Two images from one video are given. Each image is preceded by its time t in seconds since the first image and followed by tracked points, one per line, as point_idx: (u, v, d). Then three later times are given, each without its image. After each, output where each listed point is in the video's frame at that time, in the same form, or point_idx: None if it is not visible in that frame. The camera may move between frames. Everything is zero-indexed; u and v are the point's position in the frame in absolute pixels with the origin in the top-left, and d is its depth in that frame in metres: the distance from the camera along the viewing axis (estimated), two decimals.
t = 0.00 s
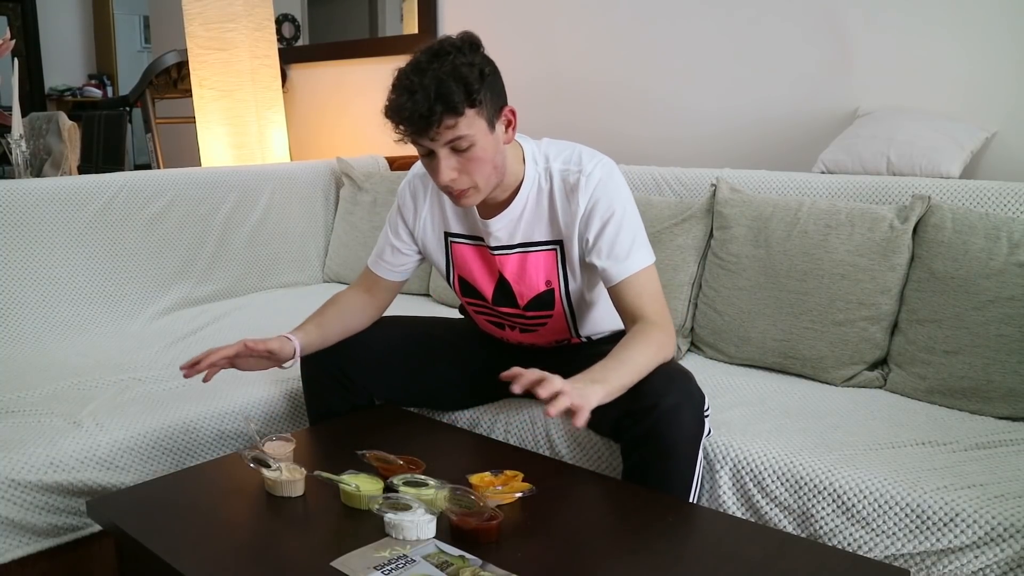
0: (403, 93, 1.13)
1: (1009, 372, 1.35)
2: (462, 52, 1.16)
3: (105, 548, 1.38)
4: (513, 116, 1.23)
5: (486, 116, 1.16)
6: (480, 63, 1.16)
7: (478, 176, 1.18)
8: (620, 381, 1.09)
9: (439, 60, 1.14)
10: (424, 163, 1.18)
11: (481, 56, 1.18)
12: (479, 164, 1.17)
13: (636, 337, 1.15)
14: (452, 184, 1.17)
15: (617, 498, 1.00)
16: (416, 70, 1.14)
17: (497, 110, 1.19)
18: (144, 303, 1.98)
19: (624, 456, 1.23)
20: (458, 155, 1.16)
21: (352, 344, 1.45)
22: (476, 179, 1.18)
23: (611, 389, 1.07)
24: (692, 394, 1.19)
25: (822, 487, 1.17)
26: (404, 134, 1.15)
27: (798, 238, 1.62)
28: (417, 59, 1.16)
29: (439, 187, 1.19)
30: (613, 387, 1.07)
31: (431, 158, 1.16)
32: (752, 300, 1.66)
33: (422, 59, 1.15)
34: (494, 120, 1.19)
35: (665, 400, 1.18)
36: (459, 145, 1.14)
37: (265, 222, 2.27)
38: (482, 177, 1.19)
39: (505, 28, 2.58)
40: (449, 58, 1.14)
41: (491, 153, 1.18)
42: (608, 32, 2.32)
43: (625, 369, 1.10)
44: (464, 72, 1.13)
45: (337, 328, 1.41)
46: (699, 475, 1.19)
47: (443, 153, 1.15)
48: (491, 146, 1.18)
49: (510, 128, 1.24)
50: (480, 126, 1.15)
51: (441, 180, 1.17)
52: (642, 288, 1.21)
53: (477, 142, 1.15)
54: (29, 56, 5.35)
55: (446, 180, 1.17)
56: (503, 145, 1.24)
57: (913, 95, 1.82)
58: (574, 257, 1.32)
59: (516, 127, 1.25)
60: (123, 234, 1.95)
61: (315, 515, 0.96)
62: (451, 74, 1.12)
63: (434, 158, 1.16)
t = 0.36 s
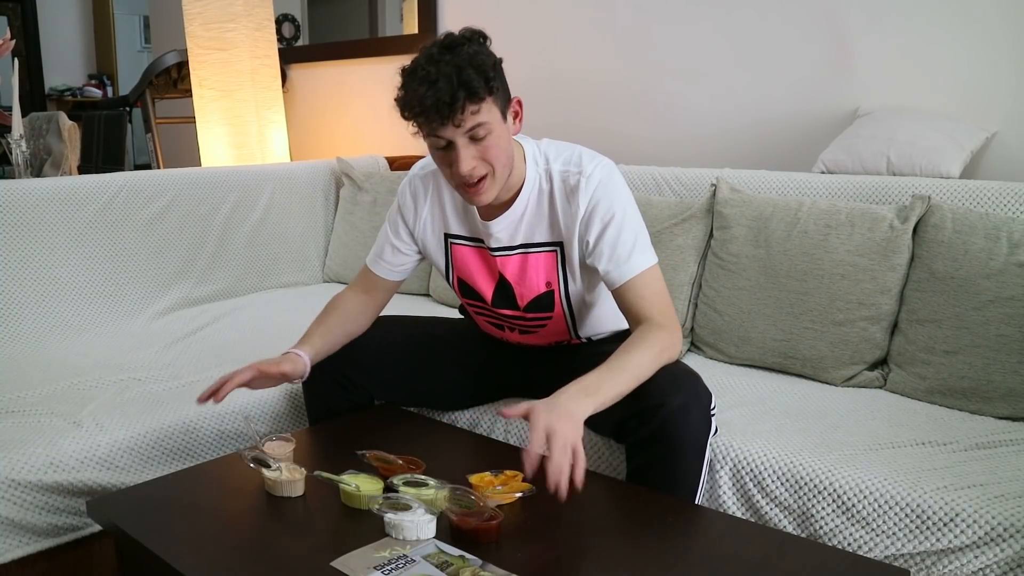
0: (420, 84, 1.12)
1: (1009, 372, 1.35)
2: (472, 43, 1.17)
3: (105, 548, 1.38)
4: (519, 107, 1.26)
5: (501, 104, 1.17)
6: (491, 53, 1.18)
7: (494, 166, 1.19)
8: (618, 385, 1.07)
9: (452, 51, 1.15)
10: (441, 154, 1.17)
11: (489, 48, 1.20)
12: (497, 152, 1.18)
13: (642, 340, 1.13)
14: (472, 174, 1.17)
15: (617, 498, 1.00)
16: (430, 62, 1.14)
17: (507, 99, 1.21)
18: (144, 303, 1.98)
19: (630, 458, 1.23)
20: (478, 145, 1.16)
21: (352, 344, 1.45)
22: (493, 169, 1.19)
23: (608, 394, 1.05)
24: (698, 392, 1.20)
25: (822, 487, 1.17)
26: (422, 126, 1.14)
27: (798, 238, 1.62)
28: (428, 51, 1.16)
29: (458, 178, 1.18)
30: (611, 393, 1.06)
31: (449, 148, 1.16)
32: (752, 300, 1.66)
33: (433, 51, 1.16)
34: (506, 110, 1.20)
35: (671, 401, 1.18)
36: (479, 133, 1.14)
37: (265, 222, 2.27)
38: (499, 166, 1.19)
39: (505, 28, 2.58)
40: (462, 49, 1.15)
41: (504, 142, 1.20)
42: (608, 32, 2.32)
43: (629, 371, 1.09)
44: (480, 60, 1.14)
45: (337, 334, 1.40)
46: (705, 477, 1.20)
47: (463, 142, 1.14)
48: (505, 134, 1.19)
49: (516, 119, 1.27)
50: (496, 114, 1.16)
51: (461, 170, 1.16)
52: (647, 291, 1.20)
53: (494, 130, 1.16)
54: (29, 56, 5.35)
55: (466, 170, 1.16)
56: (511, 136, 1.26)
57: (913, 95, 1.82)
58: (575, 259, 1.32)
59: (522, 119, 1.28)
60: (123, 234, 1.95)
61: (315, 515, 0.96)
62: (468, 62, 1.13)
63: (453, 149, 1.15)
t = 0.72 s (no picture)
0: (412, 85, 1.14)
1: (1009, 372, 1.35)
2: (461, 41, 1.19)
3: (106, 548, 1.38)
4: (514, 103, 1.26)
5: (495, 99, 1.17)
6: (480, 51, 1.19)
7: (494, 161, 1.18)
8: (581, 387, 1.14)
9: (442, 51, 1.16)
10: (441, 154, 1.18)
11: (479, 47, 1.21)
12: (494, 147, 1.18)
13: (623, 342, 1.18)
14: (472, 170, 1.16)
15: (617, 498, 1.00)
16: (421, 63, 1.15)
17: (501, 95, 1.21)
18: (144, 303, 1.98)
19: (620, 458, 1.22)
20: (474, 140, 1.16)
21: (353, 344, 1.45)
22: (492, 164, 1.18)
23: (563, 393, 1.13)
24: (683, 387, 1.20)
25: (822, 487, 1.17)
26: (418, 127, 1.15)
27: (798, 238, 1.62)
28: (418, 54, 1.17)
29: (459, 176, 1.17)
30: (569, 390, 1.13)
31: (447, 147, 1.16)
32: (752, 299, 1.66)
33: (423, 54, 1.17)
34: (501, 105, 1.20)
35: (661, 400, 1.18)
36: (474, 129, 1.14)
37: (265, 222, 2.27)
38: (498, 160, 1.19)
39: (505, 28, 2.59)
40: (451, 48, 1.16)
41: (502, 137, 1.19)
42: (608, 32, 2.32)
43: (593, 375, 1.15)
44: (470, 56, 1.15)
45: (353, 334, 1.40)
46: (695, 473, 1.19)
47: (460, 138, 1.14)
48: (501, 129, 1.19)
49: (513, 115, 1.27)
50: (491, 110, 1.16)
51: (461, 167, 1.16)
52: (646, 287, 1.22)
53: (490, 125, 1.16)
54: (29, 56, 5.34)
55: (466, 166, 1.16)
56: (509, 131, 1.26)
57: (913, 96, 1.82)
58: (576, 258, 1.32)
59: (518, 114, 1.28)
60: (123, 234, 1.95)
61: (315, 515, 0.96)
62: (458, 59, 1.14)
63: (450, 147, 1.16)
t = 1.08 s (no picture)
0: (416, 78, 1.14)
1: (1009, 372, 1.35)
2: (467, 39, 1.19)
3: (106, 548, 1.38)
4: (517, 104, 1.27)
5: (498, 97, 1.18)
6: (486, 49, 1.19)
7: (494, 158, 1.18)
8: (556, 374, 1.18)
9: (448, 47, 1.17)
10: (441, 148, 1.18)
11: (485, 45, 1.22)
12: (494, 145, 1.18)
13: (608, 339, 1.19)
14: (471, 166, 1.16)
15: (617, 498, 0.99)
16: (426, 57, 1.16)
17: (504, 95, 1.22)
18: (144, 303, 1.98)
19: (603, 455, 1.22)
20: (475, 136, 1.16)
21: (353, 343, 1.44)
22: (492, 162, 1.18)
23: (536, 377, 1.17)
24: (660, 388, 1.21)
25: (822, 487, 1.17)
26: (419, 119, 1.15)
27: (798, 239, 1.62)
28: (424, 49, 1.18)
29: (457, 171, 1.17)
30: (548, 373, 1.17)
31: (448, 141, 1.16)
32: (751, 299, 1.66)
33: (429, 49, 1.18)
34: (504, 104, 1.21)
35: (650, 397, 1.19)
36: (476, 124, 1.15)
37: (265, 222, 2.27)
38: (498, 158, 1.19)
39: (505, 29, 2.59)
40: (457, 44, 1.17)
41: (503, 135, 1.20)
42: (608, 32, 2.32)
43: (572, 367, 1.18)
44: (476, 54, 1.16)
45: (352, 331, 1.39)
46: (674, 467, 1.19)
47: (461, 133, 1.14)
48: (503, 127, 1.20)
49: (514, 116, 1.28)
50: (494, 107, 1.17)
51: (460, 162, 1.16)
52: (635, 287, 1.22)
53: (492, 122, 1.16)
54: (29, 56, 5.34)
55: (465, 161, 1.16)
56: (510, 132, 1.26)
57: (913, 96, 1.82)
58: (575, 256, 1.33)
59: (520, 116, 1.29)
60: (123, 234, 1.95)
61: (315, 515, 0.96)
62: (464, 56, 1.14)
63: (451, 141, 1.16)
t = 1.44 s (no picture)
0: (430, 68, 1.13)
1: (1009, 372, 1.35)
2: (482, 34, 1.19)
3: (106, 548, 1.38)
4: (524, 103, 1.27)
5: (507, 96, 1.18)
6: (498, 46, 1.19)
7: (498, 155, 1.19)
8: (558, 373, 1.18)
9: (463, 40, 1.16)
10: (445, 139, 1.18)
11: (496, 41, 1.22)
12: (500, 142, 1.18)
13: (608, 339, 1.20)
14: (475, 160, 1.17)
15: (617, 498, 0.99)
16: (440, 49, 1.15)
17: (513, 93, 1.22)
18: (144, 303, 1.98)
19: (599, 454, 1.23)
20: (482, 132, 1.16)
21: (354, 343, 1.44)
22: (495, 159, 1.19)
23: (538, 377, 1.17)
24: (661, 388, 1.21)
25: (822, 487, 1.17)
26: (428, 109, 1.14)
27: (798, 238, 1.62)
28: (439, 40, 1.17)
29: (460, 163, 1.18)
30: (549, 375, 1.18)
31: (454, 134, 1.16)
32: (751, 299, 1.66)
33: (444, 40, 1.17)
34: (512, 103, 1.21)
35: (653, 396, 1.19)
36: (484, 121, 1.15)
37: (265, 222, 2.27)
38: (502, 155, 1.20)
39: (505, 29, 2.59)
40: (473, 39, 1.17)
41: (508, 133, 1.20)
42: (608, 32, 2.32)
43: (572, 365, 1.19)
44: (490, 51, 1.16)
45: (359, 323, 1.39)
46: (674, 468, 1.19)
47: (468, 127, 1.15)
48: (509, 125, 1.20)
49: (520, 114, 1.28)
50: (501, 105, 1.17)
51: (464, 155, 1.16)
52: (633, 288, 1.22)
53: (499, 119, 1.17)
54: (29, 56, 5.34)
55: (470, 155, 1.16)
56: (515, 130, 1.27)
57: (913, 96, 1.82)
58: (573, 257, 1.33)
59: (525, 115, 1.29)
60: (123, 234, 1.95)
61: (315, 515, 0.96)
62: (478, 52, 1.14)
63: (457, 134, 1.16)
